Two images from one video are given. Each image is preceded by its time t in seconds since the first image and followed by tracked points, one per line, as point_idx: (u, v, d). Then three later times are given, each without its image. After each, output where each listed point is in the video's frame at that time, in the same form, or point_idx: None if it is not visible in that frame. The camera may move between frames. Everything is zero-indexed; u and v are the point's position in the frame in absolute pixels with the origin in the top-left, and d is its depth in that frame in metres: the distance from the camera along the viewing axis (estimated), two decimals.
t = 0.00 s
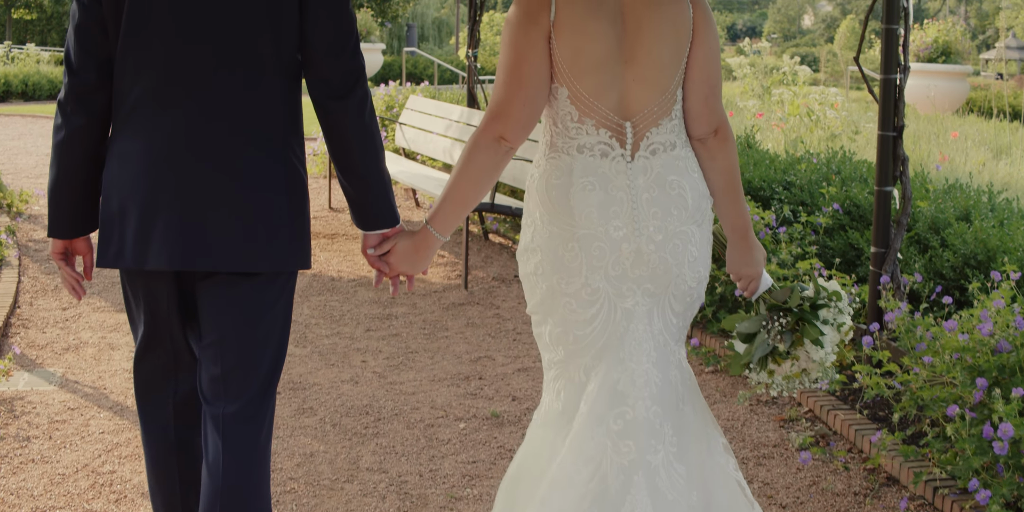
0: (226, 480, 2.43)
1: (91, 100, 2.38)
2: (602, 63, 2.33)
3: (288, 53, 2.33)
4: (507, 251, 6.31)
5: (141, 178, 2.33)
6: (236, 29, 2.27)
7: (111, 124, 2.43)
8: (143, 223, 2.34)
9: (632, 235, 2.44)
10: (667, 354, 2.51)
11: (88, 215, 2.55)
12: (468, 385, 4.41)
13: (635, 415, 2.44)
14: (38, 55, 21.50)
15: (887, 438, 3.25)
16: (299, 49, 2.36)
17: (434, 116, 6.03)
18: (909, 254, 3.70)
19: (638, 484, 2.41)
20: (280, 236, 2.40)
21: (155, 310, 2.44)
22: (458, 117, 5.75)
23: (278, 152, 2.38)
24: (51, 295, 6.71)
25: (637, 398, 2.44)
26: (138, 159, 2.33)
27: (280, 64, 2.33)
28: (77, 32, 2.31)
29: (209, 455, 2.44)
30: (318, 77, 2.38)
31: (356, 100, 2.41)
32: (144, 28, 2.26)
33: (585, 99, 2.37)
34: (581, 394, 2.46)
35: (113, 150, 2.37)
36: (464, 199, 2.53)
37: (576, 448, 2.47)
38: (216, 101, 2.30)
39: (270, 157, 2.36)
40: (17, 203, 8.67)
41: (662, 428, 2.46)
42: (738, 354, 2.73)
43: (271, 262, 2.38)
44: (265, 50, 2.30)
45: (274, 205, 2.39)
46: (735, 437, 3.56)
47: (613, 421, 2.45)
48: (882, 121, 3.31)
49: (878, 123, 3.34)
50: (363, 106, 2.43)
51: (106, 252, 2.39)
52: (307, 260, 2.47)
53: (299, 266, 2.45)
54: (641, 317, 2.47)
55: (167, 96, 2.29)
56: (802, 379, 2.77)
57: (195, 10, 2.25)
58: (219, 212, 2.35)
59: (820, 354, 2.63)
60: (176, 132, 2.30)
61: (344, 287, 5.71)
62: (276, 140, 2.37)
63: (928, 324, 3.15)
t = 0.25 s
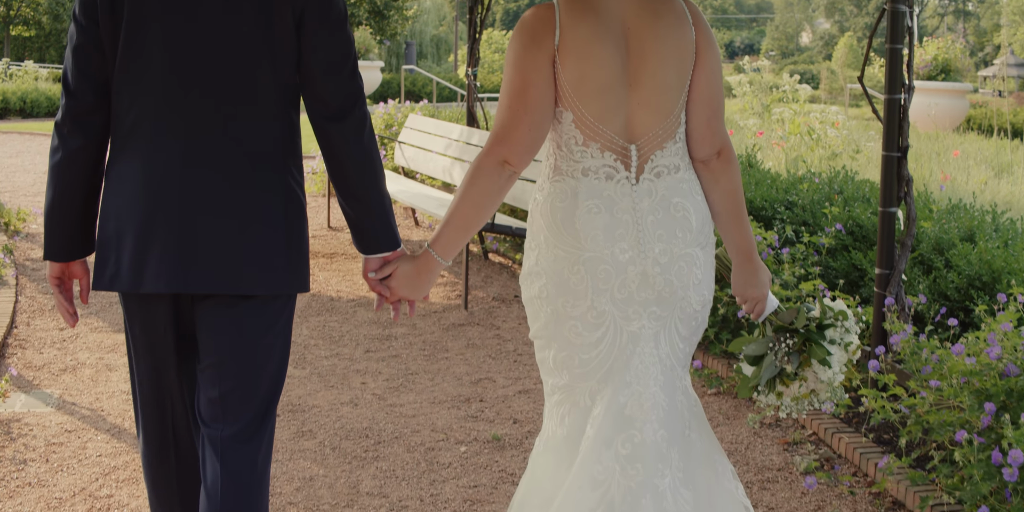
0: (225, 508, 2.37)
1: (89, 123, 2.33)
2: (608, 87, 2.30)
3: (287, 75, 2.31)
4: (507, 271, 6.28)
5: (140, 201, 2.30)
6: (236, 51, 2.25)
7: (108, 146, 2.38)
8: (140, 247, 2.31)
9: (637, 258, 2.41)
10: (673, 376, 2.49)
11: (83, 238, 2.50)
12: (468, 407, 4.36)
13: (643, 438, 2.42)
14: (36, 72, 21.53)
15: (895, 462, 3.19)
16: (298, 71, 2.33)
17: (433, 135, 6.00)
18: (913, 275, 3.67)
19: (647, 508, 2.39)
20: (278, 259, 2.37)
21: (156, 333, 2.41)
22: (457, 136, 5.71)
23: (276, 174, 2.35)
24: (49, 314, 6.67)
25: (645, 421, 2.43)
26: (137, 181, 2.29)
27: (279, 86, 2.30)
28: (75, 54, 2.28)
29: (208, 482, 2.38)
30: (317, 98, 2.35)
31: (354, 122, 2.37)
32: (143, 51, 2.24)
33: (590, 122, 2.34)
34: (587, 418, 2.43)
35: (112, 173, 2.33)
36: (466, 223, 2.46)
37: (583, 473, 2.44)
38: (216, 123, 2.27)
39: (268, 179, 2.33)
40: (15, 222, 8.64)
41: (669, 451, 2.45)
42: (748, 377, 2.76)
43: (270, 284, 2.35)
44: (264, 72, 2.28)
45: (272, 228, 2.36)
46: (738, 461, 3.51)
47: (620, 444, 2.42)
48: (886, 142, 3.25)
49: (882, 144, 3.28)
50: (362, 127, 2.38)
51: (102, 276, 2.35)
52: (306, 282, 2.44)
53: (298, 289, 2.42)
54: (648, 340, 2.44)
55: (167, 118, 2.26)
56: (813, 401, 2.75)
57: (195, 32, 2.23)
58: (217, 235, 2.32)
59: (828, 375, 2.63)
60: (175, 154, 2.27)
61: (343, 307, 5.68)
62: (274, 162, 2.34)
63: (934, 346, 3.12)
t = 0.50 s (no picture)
0: None
1: (84, 148, 2.29)
2: (612, 110, 2.28)
3: (280, 100, 2.25)
4: (507, 290, 6.26)
5: (135, 226, 2.26)
6: (229, 76, 2.20)
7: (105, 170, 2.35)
8: (136, 271, 2.27)
9: (642, 281, 2.39)
10: (679, 396, 2.45)
11: (81, 263, 2.46)
12: (469, 430, 4.31)
13: (650, 460, 2.37)
14: (35, 89, 21.54)
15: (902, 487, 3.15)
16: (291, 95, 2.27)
17: (433, 154, 5.98)
18: (917, 295, 3.65)
19: None
20: (273, 284, 2.32)
21: (147, 361, 2.34)
22: (457, 155, 5.69)
23: (272, 199, 2.30)
24: (46, 335, 6.62)
25: (652, 443, 2.39)
26: (132, 207, 2.26)
27: (273, 110, 2.25)
28: (70, 79, 2.24)
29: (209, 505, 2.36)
30: (308, 122, 2.28)
31: (348, 145, 2.31)
32: (137, 75, 2.20)
33: (594, 145, 2.32)
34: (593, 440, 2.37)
35: (109, 197, 2.30)
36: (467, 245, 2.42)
37: (589, 498, 2.39)
38: (210, 148, 2.23)
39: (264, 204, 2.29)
40: (13, 241, 8.60)
41: (675, 472, 2.41)
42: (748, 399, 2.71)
43: (266, 309, 2.31)
44: (257, 97, 2.22)
45: (267, 253, 2.32)
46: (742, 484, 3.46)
47: (628, 466, 2.38)
48: (890, 163, 3.22)
49: (886, 164, 3.25)
50: (357, 149, 2.32)
51: (99, 300, 2.32)
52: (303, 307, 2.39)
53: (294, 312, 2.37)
54: (653, 362, 2.40)
55: (161, 143, 2.21)
56: (815, 424, 2.69)
57: (188, 58, 2.18)
58: (213, 260, 2.28)
59: (828, 399, 2.57)
60: (170, 179, 2.23)
61: (342, 328, 5.64)
62: (269, 187, 2.29)
63: (940, 369, 3.10)
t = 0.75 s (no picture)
0: None
1: (79, 168, 2.23)
2: (616, 132, 2.25)
3: (271, 120, 2.15)
4: (507, 309, 6.22)
5: (125, 250, 2.14)
6: (218, 97, 2.09)
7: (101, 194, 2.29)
8: (129, 293, 2.15)
9: (647, 299, 2.37)
10: (686, 413, 2.44)
11: (76, 283, 2.41)
12: (470, 452, 4.24)
13: (659, 476, 2.36)
14: (34, 105, 21.54)
15: None
16: (283, 115, 2.17)
17: (433, 173, 5.96)
18: (922, 316, 3.64)
19: None
20: (264, 309, 2.20)
21: (140, 381, 2.23)
22: (457, 174, 5.65)
23: (264, 221, 2.18)
24: (43, 355, 6.55)
25: (660, 460, 2.36)
26: (122, 231, 2.15)
27: (264, 131, 2.14)
28: (63, 102, 2.17)
29: None
30: (300, 143, 2.20)
31: (340, 164, 2.23)
32: (128, 97, 2.10)
33: (597, 167, 2.29)
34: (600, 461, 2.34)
35: (102, 221, 2.20)
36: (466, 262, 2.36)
37: None
38: (201, 170, 2.11)
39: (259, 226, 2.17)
40: (10, 259, 8.55)
41: (683, 490, 2.39)
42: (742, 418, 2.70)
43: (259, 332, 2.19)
44: (247, 117, 2.11)
45: (259, 275, 2.19)
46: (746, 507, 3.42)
47: (636, 482, 2.35)
48: (895, 183, 3.14)
49: (890, 184, 3.18)
50: (349, 170, 2.25)
51: (94, 323, 2.20)
52: (296, 328, 2.28)
53: (288, 334, 2.25)
54: (659, 380, 2.38)
55: (151, 165, 2.11)
56: (807, 445, 2.70)
57: (178, 78, 2.08)
58: (203, 284, 2.15)
59: (821, 423, 2.57)
60: (160, 201, 2.11)
61: (342, 348, 5.59)
62: (261, 210, 2.17)
63: (945, 391, 3.08)
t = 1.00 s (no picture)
0: None
1: (72, 190, 2.21)
2: (617, 153, 2.23)
3: (261, 139, 2.12)
4: (507, 329, 6.19)
5: (116, 270, 2.12)
6: (207, 116, 2.06)
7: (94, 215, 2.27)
8: (121, 312, 2.12)
9: (651, 316, 2.34)
10: (694, 426, 2.42)
11: (70, 304, 2.38)
12: (471, 474, 4.18)
13: (668, 489, 2.34)
14: (32, 122, 21.51)
15: None
16: (273, 134, 2.14)
17: (433, 191, 5.93)
18: (925, 336, 3.63)
19: None
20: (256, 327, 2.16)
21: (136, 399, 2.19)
22: (457, 193, 5.63)
23: (255, 240, 2.15)
24: (39, 375, 6.49)
25: (668, 473, 2.35)
26: (113, 250, 2.12)
27: (253, 151, 2.11)
28: (56, 124, 2.17)
29: None
30: (290, 162, 2.17)
31: (331, 182, 2.20)
32: (118, 118, 2.09)
33: (597, 186, 2.27)
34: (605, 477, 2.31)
35: (94, 241, 2.18)
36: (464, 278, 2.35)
37: None
38: (190, 189, 2.08)
39: (249, 243, 2.13)
40: (8, 278, 8.49)
41: (693, 502, 2.37)
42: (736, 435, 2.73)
43: (252, 350, 2.15)
44: (236, 137, 2.09)
45: (252, 294, 2.15)
46: None
47: (644, 496, 2.33)
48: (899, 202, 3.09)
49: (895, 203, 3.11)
50: (339, 192, 2.21)
51: (87, 343, 2.18)
52: (288, 346, 2.24)
53: (282, 352, 2.22)
54: (666, 395, 2.35)
55: (142, 185, 2.09)
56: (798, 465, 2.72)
57: (167, 97, 2.06)
58: (195, 303, 2.11)
59: (812, 443, 2.59)
60: (151, 219, 2.08)
61: (341, 368, 5.55)
62: (251, 228, 2.14)
63: (950, 413, 3.04)
